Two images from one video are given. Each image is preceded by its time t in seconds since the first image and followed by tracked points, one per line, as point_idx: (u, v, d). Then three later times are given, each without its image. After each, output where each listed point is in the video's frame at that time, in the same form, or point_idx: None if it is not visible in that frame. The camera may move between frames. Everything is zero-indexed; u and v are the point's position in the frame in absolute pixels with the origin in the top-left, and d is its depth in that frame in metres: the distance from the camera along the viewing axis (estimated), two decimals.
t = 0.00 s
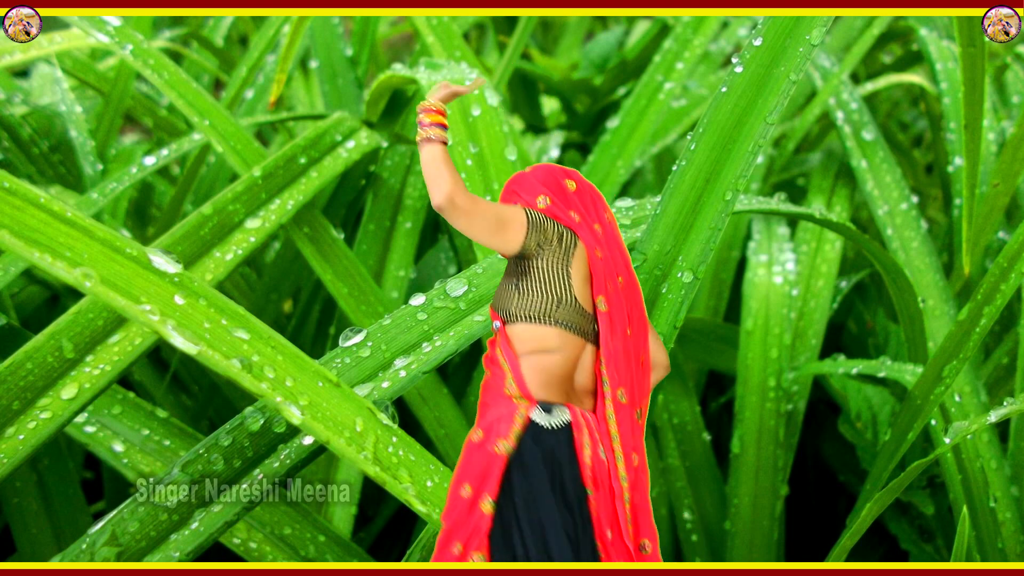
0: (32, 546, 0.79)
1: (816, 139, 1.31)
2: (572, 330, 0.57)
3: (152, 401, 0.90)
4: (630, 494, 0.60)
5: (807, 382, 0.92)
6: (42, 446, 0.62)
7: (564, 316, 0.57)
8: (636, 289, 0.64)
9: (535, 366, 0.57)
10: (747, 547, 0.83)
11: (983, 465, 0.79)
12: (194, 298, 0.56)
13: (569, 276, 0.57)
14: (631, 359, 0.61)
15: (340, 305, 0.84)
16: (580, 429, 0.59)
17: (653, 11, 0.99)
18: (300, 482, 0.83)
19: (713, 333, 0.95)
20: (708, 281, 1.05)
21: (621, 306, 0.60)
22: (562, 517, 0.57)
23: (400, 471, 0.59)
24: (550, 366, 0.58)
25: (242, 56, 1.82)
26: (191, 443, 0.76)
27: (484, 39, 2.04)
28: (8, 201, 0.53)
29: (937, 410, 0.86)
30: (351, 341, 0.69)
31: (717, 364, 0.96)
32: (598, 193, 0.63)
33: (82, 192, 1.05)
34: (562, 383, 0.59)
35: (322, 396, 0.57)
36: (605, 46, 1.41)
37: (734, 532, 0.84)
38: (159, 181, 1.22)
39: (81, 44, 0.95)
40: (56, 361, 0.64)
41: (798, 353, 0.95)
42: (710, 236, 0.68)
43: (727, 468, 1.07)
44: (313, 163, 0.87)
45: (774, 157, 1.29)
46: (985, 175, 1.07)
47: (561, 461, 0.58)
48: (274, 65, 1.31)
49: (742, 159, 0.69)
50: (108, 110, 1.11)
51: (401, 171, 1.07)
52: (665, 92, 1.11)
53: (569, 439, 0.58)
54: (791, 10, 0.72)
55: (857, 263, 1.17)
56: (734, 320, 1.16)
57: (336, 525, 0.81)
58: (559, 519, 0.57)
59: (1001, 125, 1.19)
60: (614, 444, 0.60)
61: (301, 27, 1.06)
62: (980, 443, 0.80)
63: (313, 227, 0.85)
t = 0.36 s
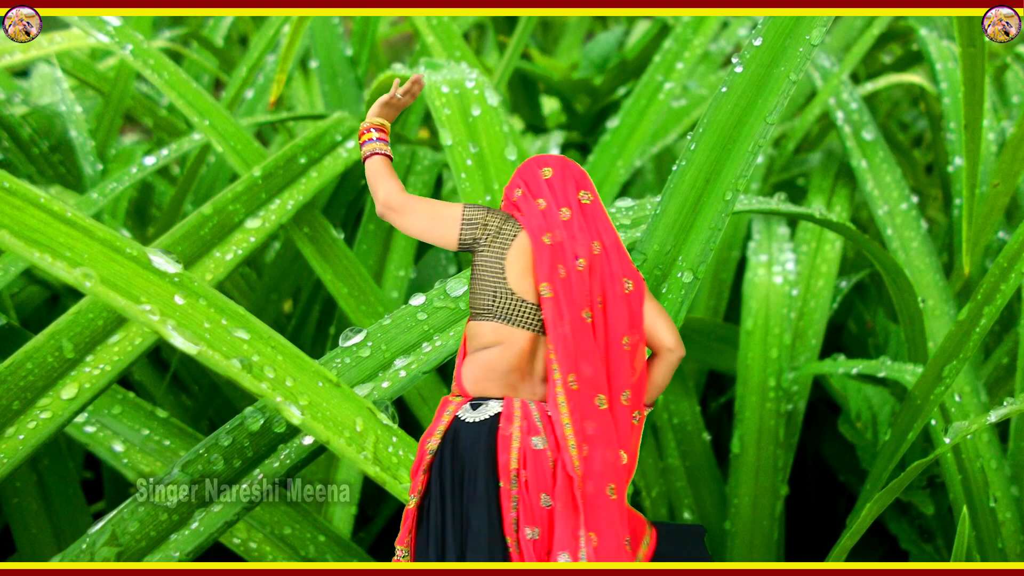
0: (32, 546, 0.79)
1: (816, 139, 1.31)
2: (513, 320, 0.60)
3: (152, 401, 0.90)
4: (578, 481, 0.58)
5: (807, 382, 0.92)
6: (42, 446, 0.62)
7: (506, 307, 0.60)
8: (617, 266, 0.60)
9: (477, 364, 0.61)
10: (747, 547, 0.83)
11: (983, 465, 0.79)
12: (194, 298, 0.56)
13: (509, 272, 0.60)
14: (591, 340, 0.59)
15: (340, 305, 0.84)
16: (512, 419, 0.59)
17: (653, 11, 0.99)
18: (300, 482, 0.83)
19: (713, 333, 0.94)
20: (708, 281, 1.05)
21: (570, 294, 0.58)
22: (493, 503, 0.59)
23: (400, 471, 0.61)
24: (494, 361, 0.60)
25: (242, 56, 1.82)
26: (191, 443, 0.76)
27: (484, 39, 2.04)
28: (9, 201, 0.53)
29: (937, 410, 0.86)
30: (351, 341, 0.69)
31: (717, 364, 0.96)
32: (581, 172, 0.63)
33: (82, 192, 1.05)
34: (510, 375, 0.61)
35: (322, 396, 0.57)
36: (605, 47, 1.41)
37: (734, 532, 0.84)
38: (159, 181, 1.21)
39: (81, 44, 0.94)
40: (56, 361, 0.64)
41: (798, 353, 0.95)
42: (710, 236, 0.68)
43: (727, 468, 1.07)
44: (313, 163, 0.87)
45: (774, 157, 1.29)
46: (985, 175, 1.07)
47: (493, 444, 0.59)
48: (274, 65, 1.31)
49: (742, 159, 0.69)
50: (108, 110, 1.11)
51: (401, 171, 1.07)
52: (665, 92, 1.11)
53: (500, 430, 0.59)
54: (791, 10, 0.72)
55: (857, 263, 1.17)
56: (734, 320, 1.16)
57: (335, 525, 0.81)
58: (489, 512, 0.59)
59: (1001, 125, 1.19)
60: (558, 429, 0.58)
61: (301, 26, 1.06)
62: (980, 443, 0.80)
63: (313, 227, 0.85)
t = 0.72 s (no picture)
0: (32, 546, 0.79)
1: (816, 139, 1.31)
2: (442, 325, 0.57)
3: (152, 401, 0.90)
4: (438, 492, 0.53)
5: (807, 382, 0.92)
6: (42, 446, 0.62)
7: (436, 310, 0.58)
8: (516, 257, 0.51)
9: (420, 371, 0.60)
10: (747, 547, 0.83)
11: (983, 465, 0.79)
12: (194, 298, 0.57)
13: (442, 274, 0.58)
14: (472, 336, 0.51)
15: (340, 305, 0.84)
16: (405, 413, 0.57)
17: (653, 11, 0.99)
18: (301, 482, 0.82)
19: (713, 333, 0.94)
20: (708, 281, 1.05)
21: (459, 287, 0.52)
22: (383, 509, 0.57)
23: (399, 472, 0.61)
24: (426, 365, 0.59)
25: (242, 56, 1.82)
26: (191, 443, 0.76)
27: (484, 39, 2.04)
28: (8, 201, 0.53)
29: (937, 410, 0.86)
30: (351, 341, 0.69)
31: (717, 364, 0.96)
32: (532, 164, 0.53)
33: (82, 191, 1.05)
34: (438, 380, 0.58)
35: (322, 396, 0.57)
36: (605, 47, 1.41)
37: (734, 532, 0.84)
38: (159, 181, 1.21)
39: (81, 44, 0.94)
40: (56, 361, 0.64)
41: (798, 353, 0.95)
42: (710, 236, 0.68)
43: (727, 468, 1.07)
44: (313, 163, 0.87)
45: (774, 157, 1.29)
46: (985, 175, 1.07)
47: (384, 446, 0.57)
48: (274, 65, 1.31)
49: (742, 159, 0.69)
50: (108, 110, 1.11)
51: (401, 171, 1.07)
52: (665, 92, 1.11)
53: (396, 422, 0.57)
54: (791, 10, 0.72)
55: (857, 263, 1.17)
56: (734, 321, 1.16)
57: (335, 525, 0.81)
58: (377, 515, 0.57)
59: (1001, 125, 1.19)
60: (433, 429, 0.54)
61: (301, 26, 1.06)
62: (980, 443, 0.80)
63: (313, 227, 0.85)
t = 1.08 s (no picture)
0: (32, 546, 0.79)
1: (816, 139, 1.31)
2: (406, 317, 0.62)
3: (152, 401, 0.90)
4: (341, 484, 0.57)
5: (807, 382, 0.92)
6: (42, 446, 0.62)
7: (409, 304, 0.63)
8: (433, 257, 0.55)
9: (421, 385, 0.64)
10: (747, 547, 0.83)
11: (983, 465, 0.80)
12: (194, 298, 0.57)
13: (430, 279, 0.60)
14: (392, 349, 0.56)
15: (340, 305, 0.83)
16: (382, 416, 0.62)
17: (653, 11, 0.99)
18: (301, 481, 0.79)
19: (713, 333, 0.94)
20: (708, 281, 1.05)
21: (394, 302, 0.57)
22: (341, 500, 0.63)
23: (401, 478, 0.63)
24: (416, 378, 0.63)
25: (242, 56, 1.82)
26: (191, 443, 0.76)
27: (484, 39, 2.04)
28: (9, 201, 0.53)
29: (937, 410, 0.86)
30: (351, 341, 0.69)
31: (717, 364, 0.96)
32: (471, 171, 0.58)
33: (82, 192, 1.05)
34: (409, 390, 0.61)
35: (322, 396, 0.57)
36: (605, 47, 1.41)
37: (734, 532, 0.84)
38: (159, 181, 1.21)
39: (81, 44, 0.94)
40: (56, 361, 0.64)
41: (798, 353, 0.95)
42: (710, 236, 0.68)
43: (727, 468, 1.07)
44: (313, 163, 0.87)
45: (774, 157, 1.29)
46: (985, 175, 1.07)
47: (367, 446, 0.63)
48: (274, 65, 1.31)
49: (742, 159, 0.69)
50: (108, 110, 1.11)
51: (401, 171, 1.07)
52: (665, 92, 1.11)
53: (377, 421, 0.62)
54: (791, 10, 0.72)
55: (857, 263, 1.17)
56: (734, 320, 1.16)
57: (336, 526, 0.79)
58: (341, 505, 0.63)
59: (1001, 125, 1.19)
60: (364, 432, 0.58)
61: (301, 26, 1.06)
62: (980, 443, 0.80)
63: (313, 227, 0.85)
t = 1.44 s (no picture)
0: (32, 546, 0.79)
1: (816, 139, 1.31)
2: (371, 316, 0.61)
3: (152, 401, 0.90)
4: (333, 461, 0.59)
5: (807, 382, 0.92)
6: (42, 446, 0.62)
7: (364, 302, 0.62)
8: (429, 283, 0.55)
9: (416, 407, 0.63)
10: (747, 547, 0.83)
11: (983, 465, 0.79)
12: (194, 298, 0.57)
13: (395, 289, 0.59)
14: (423, 383, 0.56)
15: (340, 305, 0.83)
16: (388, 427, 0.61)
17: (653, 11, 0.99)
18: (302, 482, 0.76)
19: (713, 334, 0.94)
20: (708, 281, 1.05)
21: (406, 330, 0.54)
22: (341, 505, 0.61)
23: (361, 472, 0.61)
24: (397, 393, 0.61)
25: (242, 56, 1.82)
26: (191, 443, 0.76)
27: (484, 39, 2.04)
28: (9, 201, 0.53)
29: (937, 410, 0.86)
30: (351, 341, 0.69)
31: (717, 364, 0.96)
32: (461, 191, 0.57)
33: (82, 192, 1.05)
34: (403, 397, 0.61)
35: (323, 396, 0.58)
36: (605, 47, 1.41)
37: (734, 532, 0.84)
38: (159, 181, 1.21)
39: (81, 44, 0.94)
40: (56, 361, 0.64)
41: (798, 353, 0.95)
42: (710, 236, 0.68)
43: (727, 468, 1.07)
44: (313, 163, 0.87)
45: (774, 157, 1.29)
46: (985, 175, 1.07)
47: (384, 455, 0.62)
48: (274, 65, 1.31)
49: (742, 159, 0.69)
50: (108, 110, 1.11)
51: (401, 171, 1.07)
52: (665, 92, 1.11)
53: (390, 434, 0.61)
54: (791, 10, 0.72)
55: (857, 263, 1.17)
56: (734, 320, 1.16)
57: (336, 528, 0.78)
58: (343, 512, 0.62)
59: (1001, 125, 1.19)
60: (343, 445, 0.56)
61: (301, 26, 1.06)
62: (980, 443, 0.80)
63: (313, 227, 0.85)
